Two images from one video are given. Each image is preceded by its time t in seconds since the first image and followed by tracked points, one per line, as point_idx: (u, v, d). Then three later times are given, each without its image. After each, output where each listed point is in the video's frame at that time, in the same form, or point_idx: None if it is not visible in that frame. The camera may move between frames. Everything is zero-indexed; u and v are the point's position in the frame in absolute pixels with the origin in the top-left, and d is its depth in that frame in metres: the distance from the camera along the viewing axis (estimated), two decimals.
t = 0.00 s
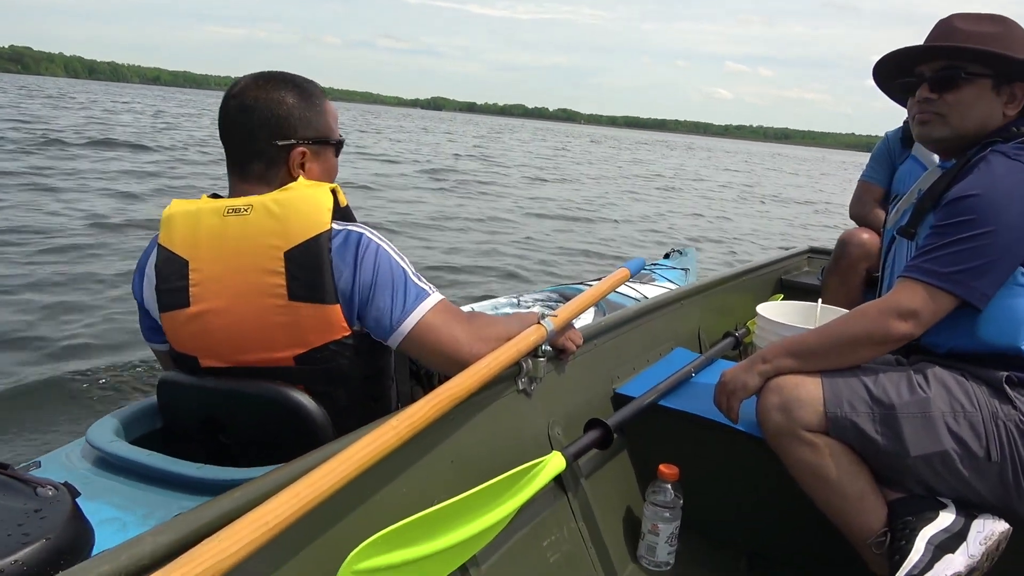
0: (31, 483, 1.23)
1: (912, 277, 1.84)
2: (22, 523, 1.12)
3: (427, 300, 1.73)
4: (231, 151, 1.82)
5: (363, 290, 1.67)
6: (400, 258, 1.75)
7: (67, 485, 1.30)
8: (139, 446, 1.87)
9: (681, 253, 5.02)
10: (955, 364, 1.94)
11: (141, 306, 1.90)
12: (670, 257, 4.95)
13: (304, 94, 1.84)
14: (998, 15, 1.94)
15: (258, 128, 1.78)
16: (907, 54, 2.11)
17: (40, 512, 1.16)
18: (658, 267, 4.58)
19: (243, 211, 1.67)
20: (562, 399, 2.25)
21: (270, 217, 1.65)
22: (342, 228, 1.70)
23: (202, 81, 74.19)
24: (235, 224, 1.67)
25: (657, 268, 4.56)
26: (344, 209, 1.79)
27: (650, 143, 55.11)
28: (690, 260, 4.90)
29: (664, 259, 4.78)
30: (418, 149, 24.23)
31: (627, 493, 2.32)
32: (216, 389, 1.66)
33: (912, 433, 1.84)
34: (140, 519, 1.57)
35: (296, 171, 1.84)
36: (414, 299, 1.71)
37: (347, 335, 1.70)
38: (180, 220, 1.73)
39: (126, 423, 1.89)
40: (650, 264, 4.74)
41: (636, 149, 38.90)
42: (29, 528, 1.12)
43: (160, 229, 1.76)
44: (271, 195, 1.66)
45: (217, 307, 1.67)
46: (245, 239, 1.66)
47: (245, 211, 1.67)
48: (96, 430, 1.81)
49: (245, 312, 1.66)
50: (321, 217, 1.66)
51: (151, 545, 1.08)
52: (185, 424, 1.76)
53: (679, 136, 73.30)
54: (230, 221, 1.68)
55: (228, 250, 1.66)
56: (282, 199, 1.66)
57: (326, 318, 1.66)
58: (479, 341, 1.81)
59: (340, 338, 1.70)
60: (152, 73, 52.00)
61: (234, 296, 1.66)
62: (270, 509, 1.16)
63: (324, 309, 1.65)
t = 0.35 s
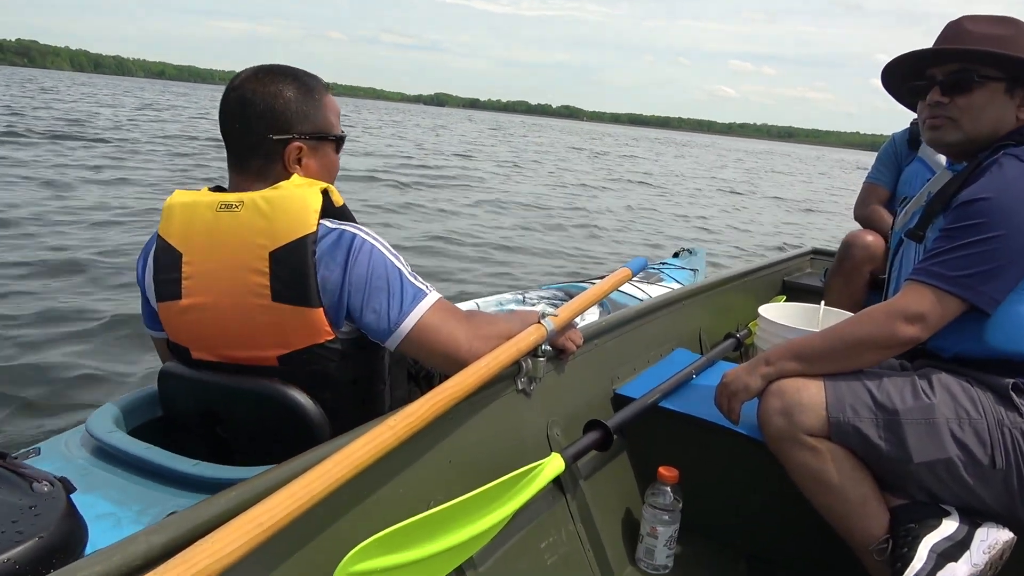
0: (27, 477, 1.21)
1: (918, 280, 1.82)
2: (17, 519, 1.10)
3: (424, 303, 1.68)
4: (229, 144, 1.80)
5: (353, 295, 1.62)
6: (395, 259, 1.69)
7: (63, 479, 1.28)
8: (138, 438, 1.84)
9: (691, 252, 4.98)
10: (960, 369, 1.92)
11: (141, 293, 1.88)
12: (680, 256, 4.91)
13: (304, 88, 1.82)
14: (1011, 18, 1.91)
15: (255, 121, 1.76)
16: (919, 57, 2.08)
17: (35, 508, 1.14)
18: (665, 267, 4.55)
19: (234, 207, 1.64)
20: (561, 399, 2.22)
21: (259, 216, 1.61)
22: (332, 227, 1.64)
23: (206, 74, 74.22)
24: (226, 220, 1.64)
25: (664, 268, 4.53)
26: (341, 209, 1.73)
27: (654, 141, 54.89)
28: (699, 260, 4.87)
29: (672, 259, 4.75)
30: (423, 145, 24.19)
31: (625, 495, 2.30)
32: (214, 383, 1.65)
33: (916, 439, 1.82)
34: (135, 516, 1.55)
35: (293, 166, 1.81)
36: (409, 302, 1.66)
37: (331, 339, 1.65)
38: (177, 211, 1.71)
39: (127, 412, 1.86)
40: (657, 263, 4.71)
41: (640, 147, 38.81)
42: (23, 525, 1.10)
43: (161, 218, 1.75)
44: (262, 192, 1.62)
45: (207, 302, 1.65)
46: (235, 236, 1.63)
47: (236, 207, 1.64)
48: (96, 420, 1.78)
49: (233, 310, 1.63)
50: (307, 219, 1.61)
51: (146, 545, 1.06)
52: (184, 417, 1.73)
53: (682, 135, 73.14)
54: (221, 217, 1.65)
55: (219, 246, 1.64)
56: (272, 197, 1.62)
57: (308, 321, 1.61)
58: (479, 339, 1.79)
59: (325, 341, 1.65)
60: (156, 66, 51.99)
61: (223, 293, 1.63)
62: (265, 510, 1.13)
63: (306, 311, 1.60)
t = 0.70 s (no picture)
0: None
1: (892, 287, 1.83)
2: None
3: (384, 331, 1.62)
4: (194, 160, 1.77)
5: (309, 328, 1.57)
6: (353, 280, 1.62)
7: (23, 501, 1.22)
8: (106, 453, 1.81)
9: (681, 259, 4.99)
10: (934, 375, 1.93)
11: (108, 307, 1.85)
12: (669, 264, 4.92)
13: (274, 104, 1.80)
14: (981, 27, 1.94)
15: (221, 136, 1.73)
16: (892, 64, 2.10)
17: None
18: (653, 275, 4.54)
19: (189, 233, 1.58)
20: (538, 408, 2.21)
21: (211, 245, 1.55)
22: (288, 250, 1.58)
23: (186, 81, 73.82)
24: (181, 246, 1.59)
25: (654, 276, 4.52)
26: (307, 232, 1.65)
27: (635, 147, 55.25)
28: (688, 268, 4.87)
29: (661, 267, 4.75)
30: (406, 151, 24.14)
31: (603, 504, 2.30)
32: (181, 402, 1.63)
33: (890, 446, 1.83)
34: (98, 540, 1.51)
35: (259, 184, 1.78)
36: (368, 330, 1.60)
37: (292, 369, 1.60)
38: (138, 231, 1.67)
39: (97, 426, 1.83)
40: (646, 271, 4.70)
41: (624, 153, 38.97)
42: None
43: (124, 236, 1.71)
44: (215, 218, 1.56)
45: (166, 328, 1.62)
46: (190, 264, 1.57)
47: (191, 233, 1.58)
48: (65, 434, 1.75)
49: (191, 338, 1.60)
50: (261, 254, 1.54)
51: (95, 570, 1.03)
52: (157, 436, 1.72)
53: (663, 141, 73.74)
54: (178, 242, 1.60)
55: (175, 272, 1.59)
56: (226, 226, 1.55)
57: (266, 354, 1.56)
58: (451, 350, 1.77)
59: (286, 371, 1.60)
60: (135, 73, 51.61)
61: (181, 321, 1.60)
62: (221, 534, 1.12)
63: (265, 345, 1.55)
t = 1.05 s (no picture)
0: None
1: (878, 303, 1.84)
2: None
3: (372, 358, 1.61)
4: (193, 181, 1.76)
5: (295, 354, 1.56)
6: (342, 306, 1.61)
7: (11, 526, 1.21)
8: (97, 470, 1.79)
9: (675, 273, 4.99)
10: (924, 390, 1.94)
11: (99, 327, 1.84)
12: (664, 278, 4.93)
13: (276, 129, 1.81)
14: (956, 41, 1.96)
15: (224, 158, 1.73)
16: (871, 80, 2.12)
17: None
18: (645, 289, 4.55)
19: (177, 256, 1.58)
20: (529, 428, 2.21)
21: (199, 270, 1.55)
22: (277, 276, 1.58)
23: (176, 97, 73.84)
24: (170, 269, 1.59)
25: (646, 290, 4.53)
26: (298, 256, 1.66)
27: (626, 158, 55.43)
28: (679, 282, 4.88)
29: (653, 281, 4.76)
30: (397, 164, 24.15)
31: (597, 523, 2.29)
32: (173, 424, 1.63)
33: (881, 462, 1.83)
34: (86, 563, 1.50)
35: (259, 208, 1.78)
36: (355, 357, 1.59)
37: (280, 394, 1.59)
38: (127, 252, 1.67)
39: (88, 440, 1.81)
40: (638, 285, 4.71)
41: (614, 165, 39.09)
42: None
43: (114, 256, 1.71)
44: (205, 242, 1.55)
45: (154, 350, 1.62)
46: (178, 288, 1.57)
47: (180, 257, 1.58)
48: (55, 453, 1.74)
49: (179, 361, 1.59)
50: (248, 281, 1.54)
51: None
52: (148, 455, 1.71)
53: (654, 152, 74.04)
54: (166, 265, 1.59)
55: (163, 296, 1.59)
56: (215, 250, 1.55)
57: (254, 380, 1.55)
58: (441, 373, 1.78)
59: (274, 396, 1.59)
60: (126, 88, 51.59)
61: (169, 343, 1.59)
62: (213, 562, 1.11)
63: (253, 371, 1.54)
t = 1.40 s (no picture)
0: None
1: (877, 317, 1.82)
2: None
3: (369, 381, 1.60)
4: (192, 198, 1.74)
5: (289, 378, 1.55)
6: (338, 328, 1.60)
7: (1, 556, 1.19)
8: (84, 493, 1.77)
9: (676, 286, 4.98)
10: (925, 404, 1.92)
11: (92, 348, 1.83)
12: (664, 291, 4.92)
13: (279, 149, 1.81)
14: (948, 54, 1.96)
15: (224, 177, 1.72)
16: (864, 93, 2.11)
17: None
18: (646, 302, 4.53)
19: (170, 277, 1.57)
20: (528, 446, 2.20)
21: (191, 291, 1.53)
22: (271, 297, 1.57)
23: (175, 111, 74.04)
24: (162, 290, 1.57)
25: (646, 303, 4.51)
26: (295, 278, 1.65)
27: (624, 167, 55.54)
28: (680, 294, 4.87)
29: (653, 294, 4.75)
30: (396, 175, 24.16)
31: (599, 541, 2.27)
32: (163, 446, 1.62)
33: (884, 478, 1.81)
34: None
35: (257, 228, 1.77)
36: (352, 380, 1.58)
37: (272, 419, 1.57)
38: (120, 271, 1.66)
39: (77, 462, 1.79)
40: (638, 298, 4.70)
41: (613, 174, 39.17)
42: None
43: (108, 274, 1.70)
44: (198, 264, 1.54)
45: (146, 372, 1.60)
46: (170, 309, 1.56)
47: (172, 278, 1.57)
48: (44, 476, 1.71)
49: (171, 383, 1.58)
50: (239, 302, 1.51)
51: None
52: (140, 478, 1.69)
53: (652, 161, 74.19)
54: (158, 285, 1.58)
55: (155, 317, 1.58)
56: (208, 272, 1.53)
57: (245, 404, 1.53)
58: (437, 395, 1.76)
59: (266, 421, 1.57)
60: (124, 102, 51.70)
61: (162, 365, 1.58)
62: None
63: (245, 395, 1.52)
